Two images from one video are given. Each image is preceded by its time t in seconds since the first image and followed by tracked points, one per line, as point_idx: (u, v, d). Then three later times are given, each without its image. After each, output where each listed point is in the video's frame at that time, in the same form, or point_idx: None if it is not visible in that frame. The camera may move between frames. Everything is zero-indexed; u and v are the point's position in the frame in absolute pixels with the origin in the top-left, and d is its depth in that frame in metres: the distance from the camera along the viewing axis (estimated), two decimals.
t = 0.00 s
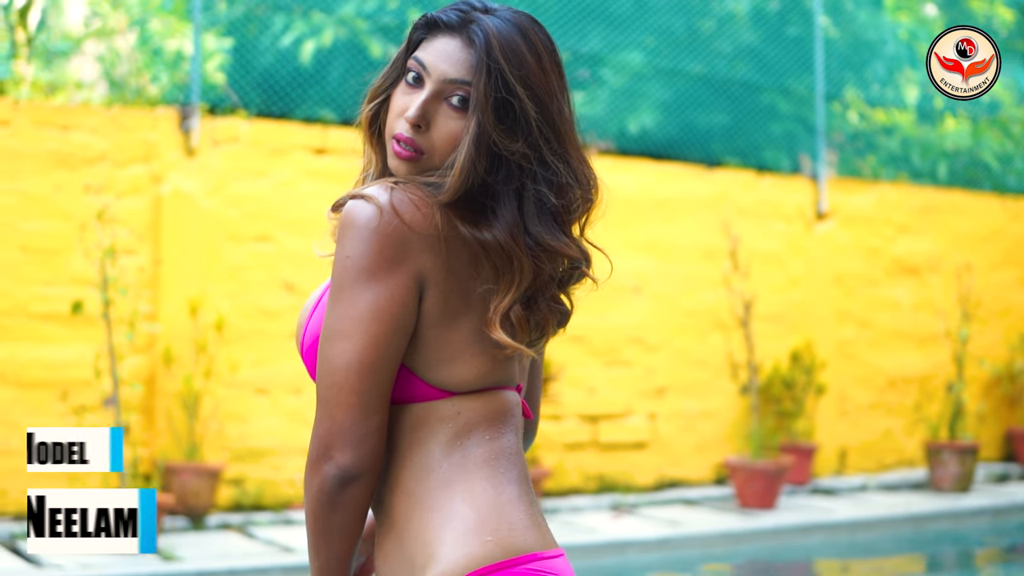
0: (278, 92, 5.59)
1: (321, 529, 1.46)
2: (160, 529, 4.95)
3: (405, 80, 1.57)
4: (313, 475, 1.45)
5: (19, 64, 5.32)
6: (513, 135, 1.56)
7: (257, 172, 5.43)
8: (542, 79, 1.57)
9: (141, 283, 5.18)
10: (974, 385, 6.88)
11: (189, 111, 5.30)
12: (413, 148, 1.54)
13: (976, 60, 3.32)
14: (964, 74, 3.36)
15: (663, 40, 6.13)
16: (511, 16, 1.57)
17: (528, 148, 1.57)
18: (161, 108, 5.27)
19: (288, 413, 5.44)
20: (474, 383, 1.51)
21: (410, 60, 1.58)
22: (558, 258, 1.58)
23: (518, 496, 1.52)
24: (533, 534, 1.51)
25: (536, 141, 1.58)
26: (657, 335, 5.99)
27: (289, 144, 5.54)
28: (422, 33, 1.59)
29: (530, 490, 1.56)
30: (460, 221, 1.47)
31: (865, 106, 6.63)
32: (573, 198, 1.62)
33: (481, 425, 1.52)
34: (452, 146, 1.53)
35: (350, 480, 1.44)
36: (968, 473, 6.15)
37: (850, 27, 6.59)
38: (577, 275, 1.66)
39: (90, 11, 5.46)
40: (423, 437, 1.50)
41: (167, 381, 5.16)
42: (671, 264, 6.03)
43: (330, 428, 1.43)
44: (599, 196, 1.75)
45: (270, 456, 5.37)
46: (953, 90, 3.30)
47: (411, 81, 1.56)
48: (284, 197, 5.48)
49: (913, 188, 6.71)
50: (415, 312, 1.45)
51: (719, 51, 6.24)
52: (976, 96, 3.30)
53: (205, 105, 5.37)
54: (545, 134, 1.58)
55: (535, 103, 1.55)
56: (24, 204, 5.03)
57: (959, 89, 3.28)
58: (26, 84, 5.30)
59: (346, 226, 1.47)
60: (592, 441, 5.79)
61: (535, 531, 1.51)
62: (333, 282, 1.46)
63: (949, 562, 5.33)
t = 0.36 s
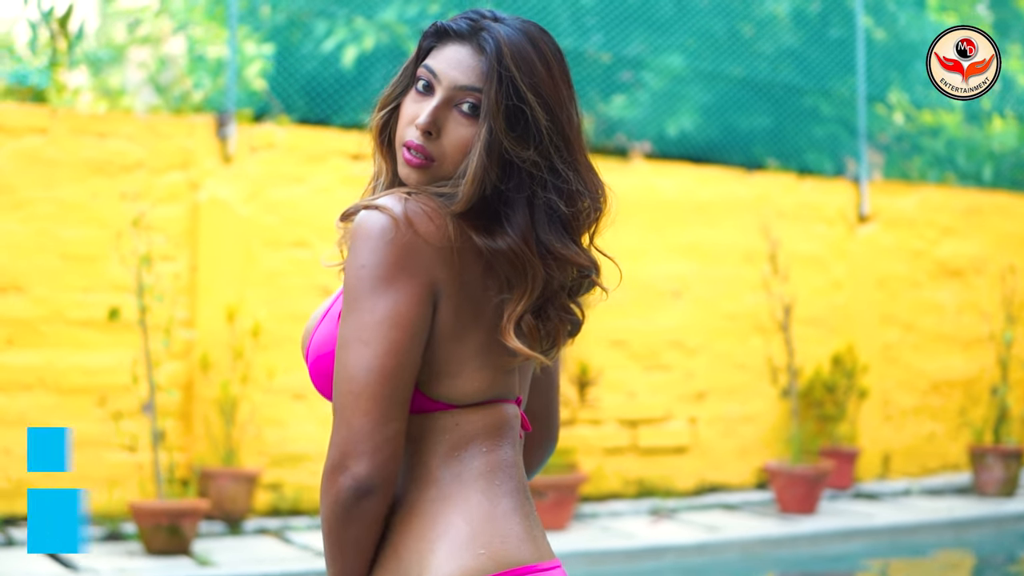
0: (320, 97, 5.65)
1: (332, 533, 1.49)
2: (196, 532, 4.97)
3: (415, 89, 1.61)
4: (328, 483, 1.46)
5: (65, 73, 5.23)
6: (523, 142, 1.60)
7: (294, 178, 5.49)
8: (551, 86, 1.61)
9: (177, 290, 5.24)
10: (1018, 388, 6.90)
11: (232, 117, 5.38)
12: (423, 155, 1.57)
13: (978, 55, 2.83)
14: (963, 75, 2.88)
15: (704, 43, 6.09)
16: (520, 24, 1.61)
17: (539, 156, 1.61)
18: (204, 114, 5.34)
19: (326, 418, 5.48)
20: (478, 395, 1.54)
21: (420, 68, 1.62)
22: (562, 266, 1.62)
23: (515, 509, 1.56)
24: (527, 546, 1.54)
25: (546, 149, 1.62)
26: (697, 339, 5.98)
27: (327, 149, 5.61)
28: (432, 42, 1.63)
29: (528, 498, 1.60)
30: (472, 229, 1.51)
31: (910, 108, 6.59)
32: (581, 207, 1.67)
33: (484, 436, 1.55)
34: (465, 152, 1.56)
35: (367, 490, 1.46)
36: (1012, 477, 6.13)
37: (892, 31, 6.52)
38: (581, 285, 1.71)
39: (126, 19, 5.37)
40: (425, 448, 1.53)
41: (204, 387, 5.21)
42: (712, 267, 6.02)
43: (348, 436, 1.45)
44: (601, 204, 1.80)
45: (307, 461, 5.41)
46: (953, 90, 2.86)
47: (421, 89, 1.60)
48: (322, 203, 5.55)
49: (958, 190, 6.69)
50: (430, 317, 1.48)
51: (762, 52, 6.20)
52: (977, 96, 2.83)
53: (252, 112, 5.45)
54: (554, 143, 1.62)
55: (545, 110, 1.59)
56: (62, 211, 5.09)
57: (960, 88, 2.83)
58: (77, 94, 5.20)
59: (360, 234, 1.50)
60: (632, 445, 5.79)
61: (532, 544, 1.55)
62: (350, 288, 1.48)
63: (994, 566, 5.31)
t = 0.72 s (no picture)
0: (371, 102, 5.70)
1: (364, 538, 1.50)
2: (240, 537, 5.02)
3: (433, 102, 1.66)
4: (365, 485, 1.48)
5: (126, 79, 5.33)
6: (543, 153, 1.65)
7: (341, 185, 5.57)
8: (568, 97, 1.67)
9: (221, 296, 5.31)
10: None
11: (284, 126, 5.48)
12: (441, 168, 1.62)
13: (979, 54, 2.50)
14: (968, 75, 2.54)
15: (754, 45, 6.06)
16: (537, 37, 1.66)
17: (558, 167, 1.66)
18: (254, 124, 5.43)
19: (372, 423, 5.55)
20: (491, 408, 1.61)
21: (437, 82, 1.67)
22: (580, 278, 1.68)
23: (519, 522, 1.63)
24: (527, 559, 1.61)
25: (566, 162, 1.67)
26: (746, 343, 5.96)
27: (372, 157, 5.65)
28: (449, 55, 1.69)
29: (531, 511, 1.67)
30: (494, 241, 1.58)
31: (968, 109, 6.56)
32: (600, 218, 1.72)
33: (490, 449, 1.62)
34: (482, 165, 1.61)
35: (411, 491, 1.47)
36: None
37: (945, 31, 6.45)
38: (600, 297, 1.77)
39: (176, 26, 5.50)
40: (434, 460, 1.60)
41: (250, 393, 5.27)
42: (760, 271, 6.02)
43: (386, 436, 1.46)
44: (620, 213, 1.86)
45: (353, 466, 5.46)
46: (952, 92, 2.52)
47: (438, 102, 1.65)
48: (367, 210, 5.62)
49: (1011, 192, 6.70)
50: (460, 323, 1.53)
51: (813, 54, 6.17)
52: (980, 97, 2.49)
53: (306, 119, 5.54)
54: (573, 156, 1.68)
55: (563, 120, 1.64)
56: (110, 219, 5.16)
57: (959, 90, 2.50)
58: (137, 102, 5.32)
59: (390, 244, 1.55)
60: (680, 449, 5.79)
61: (532, 559, 1.62)
62: (385, 295, 1.52)
63: None
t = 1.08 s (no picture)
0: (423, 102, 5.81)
1: (409, 531, 1.49)
2: (285, 536, 5.07)
3: (445, 109, 1.66)
4: (417, 483, 1.46)
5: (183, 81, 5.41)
6: (555, 157, 1.65)
7: (383, 188, 5.61)
8: (583, 102, 1.66)
9: (266, 299, 5.40)
10: None
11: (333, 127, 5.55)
12: (453, 174, 1.63)
13: (977, 54, 2.82)
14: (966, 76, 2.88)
15: (805, 46, 6.06)
16: (545, 43, 1.66)
17: (571, 170, 1.66)
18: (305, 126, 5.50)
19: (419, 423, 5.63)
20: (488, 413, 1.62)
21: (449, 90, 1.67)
22: (596, 278, 1.69)
23: (516, 524, 1.64)
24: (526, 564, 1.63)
25: (582, 164, 1.67)
26: (795, 345, 5.97)
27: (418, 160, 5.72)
28: (461, 63, 1.70)
29: (531, 511, 1.69)
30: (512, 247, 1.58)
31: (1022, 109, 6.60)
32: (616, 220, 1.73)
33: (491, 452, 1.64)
34: (491, 170, 1.62)
35: (469, 489, 1.45)
36: None
37: (999, 31, 6.43)
38: (618, 297, 1.78)
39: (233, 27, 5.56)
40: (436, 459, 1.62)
41: (297, 394, 5.35)
42: (811, 273, 6.02)
43: (442, 436, 1.44)
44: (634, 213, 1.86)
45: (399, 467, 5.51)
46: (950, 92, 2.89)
47: (451, 109, 1.65)
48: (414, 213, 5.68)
49: None
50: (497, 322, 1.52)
51: (867, 53, 6.16)
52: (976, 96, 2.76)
53: (358, 121, 5.62)
54: (589, 158, 1.68)
55: (573, 124, 1.64)
56: (159, 222, 5.23)
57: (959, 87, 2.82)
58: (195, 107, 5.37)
59: (424, 245, 1.54)
60: (728, 451, 5.79)
61: (531, 563, 1.63)
62: (424, 294, 1.50)
63: None
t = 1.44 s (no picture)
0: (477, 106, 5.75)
1: (466, 520, 1.53)
2: (327, 535, 5.13)
3: (450, 115, 1.77)
4: (483, 474, 1.50)
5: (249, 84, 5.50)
6: (559, 158, 1.75)
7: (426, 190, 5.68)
8: (583, 103, 1.77)
9: (311, 299, 5.47)
10: None
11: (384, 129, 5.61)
12: (460, 178, 1.74)
13: (978, 55, 2.74)
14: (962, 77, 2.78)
15: (853, 46, 6.07)
16: (547, 47, 1.76)
17: (574, 171, 1.76)
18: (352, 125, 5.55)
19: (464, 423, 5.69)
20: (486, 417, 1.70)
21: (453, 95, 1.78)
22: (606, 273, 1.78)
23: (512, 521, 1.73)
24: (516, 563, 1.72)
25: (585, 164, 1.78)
26: (842, 346, 5.99)
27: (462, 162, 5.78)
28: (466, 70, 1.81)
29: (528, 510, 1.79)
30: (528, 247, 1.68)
31: None
32: (621, 218, 1.82)
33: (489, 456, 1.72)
34: (496, 174, 1.73)
35: (535, 477, 1.50)
36: None
37: None
38: (624, 297, 1.87)
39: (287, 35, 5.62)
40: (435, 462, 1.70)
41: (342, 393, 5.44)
42: (858, 273, 6.05)
43: (513, 423, 1.49)
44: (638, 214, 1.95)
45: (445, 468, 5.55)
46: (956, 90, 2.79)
47: (456, 115, 1.76)
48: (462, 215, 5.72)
49: None
50: (533, 318, 1.59)
51: (915, 51, 6.16)
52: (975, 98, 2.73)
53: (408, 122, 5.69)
54: (592, 159, 1.78)
55: (574, 125, 1.74)
56: (204, 223, 5.30)
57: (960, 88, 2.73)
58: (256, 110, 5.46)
59: (460, 256, 1.61)
60: (774, 453, 5.81)
61: (521, 562, 1.73)
62: (469, 295, 1.56)
63: None
